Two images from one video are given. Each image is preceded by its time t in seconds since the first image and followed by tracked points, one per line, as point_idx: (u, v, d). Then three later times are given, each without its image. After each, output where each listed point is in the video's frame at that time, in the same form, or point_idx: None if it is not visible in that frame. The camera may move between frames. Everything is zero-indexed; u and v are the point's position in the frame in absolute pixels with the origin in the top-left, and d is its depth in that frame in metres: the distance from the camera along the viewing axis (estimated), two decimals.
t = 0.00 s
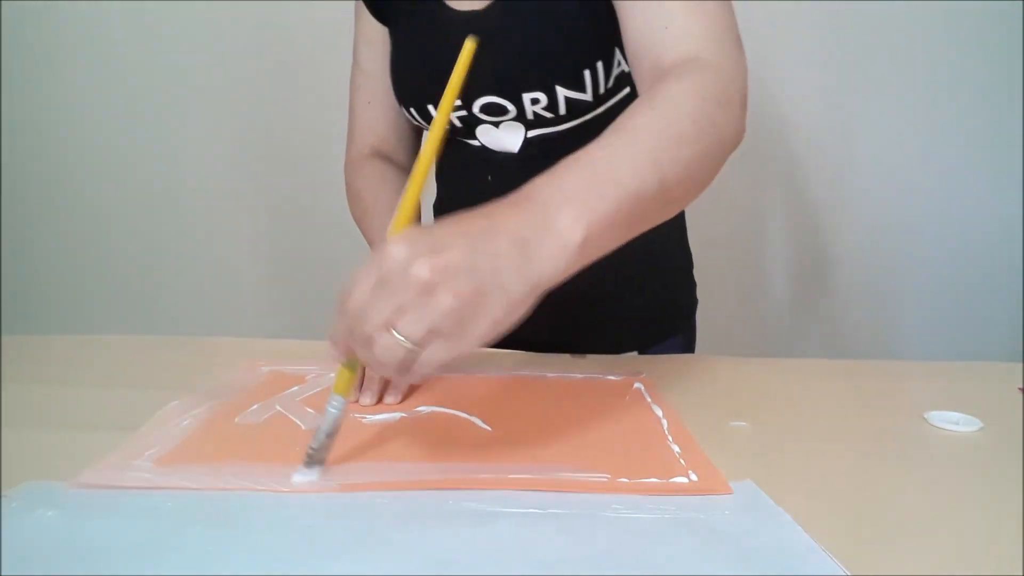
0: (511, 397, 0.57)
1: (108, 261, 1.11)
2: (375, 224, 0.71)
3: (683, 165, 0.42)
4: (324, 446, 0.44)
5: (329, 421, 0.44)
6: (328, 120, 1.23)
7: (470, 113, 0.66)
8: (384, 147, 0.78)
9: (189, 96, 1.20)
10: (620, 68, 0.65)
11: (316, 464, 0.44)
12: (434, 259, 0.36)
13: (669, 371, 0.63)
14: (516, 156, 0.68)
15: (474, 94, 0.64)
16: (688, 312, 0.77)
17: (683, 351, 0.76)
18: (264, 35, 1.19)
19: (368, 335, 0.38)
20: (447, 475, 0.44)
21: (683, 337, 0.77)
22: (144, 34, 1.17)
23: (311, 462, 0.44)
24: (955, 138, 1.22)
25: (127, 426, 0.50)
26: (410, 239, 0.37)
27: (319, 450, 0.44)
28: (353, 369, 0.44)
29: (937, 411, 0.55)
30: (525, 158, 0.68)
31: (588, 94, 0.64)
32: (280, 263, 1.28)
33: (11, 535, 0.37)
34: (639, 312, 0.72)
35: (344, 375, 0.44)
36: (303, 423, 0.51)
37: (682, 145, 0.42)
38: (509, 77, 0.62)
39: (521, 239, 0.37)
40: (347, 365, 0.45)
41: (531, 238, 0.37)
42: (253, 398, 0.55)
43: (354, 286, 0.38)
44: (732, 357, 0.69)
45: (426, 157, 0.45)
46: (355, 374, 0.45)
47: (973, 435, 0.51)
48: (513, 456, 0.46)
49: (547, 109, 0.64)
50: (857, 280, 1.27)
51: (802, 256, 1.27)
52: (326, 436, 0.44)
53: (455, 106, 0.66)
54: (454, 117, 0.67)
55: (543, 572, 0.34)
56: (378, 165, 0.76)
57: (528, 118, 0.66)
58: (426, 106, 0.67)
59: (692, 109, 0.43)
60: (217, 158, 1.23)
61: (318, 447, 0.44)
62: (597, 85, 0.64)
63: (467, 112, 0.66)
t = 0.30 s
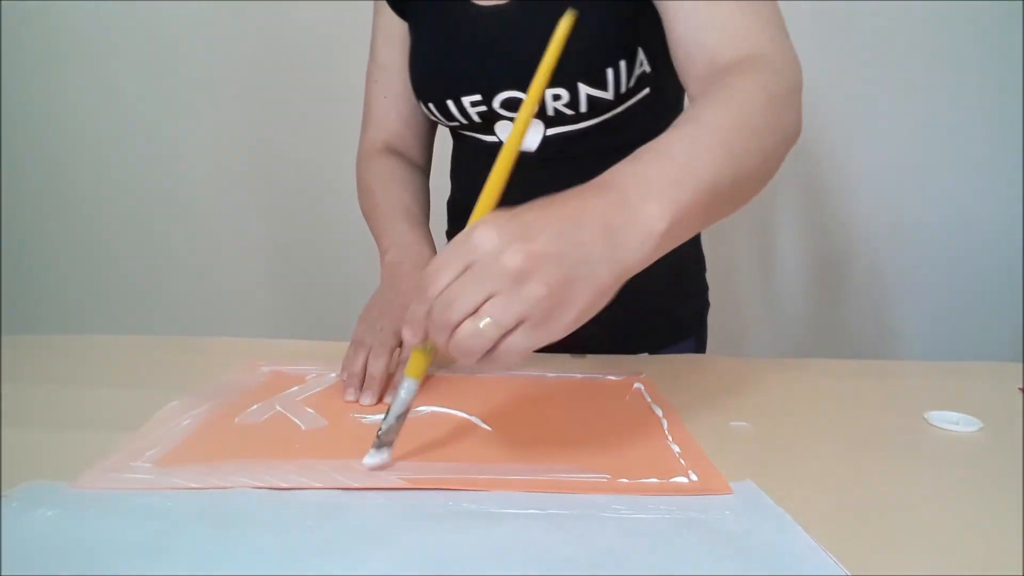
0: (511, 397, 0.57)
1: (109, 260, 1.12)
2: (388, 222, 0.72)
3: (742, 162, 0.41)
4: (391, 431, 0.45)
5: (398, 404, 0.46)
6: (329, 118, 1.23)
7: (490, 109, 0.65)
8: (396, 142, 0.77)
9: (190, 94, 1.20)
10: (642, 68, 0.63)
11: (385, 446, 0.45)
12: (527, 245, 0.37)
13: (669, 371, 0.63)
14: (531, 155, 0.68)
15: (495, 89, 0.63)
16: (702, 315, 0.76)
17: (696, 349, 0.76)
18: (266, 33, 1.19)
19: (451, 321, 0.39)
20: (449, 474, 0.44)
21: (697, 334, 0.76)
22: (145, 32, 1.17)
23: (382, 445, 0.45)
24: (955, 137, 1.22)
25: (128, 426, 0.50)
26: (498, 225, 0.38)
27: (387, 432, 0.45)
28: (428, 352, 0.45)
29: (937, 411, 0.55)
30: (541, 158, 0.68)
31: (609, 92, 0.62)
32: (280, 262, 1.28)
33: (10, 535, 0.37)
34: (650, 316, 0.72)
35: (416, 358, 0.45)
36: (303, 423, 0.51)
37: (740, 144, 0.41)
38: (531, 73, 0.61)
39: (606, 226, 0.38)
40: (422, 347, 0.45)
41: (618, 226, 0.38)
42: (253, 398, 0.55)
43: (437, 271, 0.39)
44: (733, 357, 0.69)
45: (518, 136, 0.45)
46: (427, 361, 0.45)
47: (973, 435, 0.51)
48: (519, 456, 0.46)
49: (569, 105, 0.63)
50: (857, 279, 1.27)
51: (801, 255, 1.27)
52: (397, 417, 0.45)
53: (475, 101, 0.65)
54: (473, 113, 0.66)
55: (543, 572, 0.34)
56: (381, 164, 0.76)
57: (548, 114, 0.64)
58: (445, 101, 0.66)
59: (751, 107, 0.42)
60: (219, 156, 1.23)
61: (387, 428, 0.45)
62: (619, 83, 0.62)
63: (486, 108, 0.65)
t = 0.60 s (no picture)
0: (511, 396, 0.57)
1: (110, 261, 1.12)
2: (393, 222, 0.72)
3: (805, 153, 0.40)
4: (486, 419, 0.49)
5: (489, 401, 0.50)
6: (330, 118, 1.23)
7: (504, 104, 0.66)
8: (405, 138, 0.78)
9: (191, 94, 1.20)
10: (659, 66, 0.63)
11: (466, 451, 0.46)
12: (629, 240, 0.34)
13: (669, 370, 0.63)
14: (544, 152, 0.68)
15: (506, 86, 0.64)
16: (710, 311, 0.76)
17: (703, 350, 0.76)
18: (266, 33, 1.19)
19: (551, 323, 0.36)
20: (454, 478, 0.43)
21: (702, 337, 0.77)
22: (145, 31, 1.17)
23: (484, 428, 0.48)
24: (956, 138, 1.22)
25: (128, 426, 0.50)
26: (595, 220, 0.35)
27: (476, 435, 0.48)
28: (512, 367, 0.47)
29: (937, 411, 0.55)
30: (553, 154, 0.68)
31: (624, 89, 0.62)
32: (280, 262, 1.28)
33: (11, 535, 0.37)
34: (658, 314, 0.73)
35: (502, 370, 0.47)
36: (303, 423, 0.51)
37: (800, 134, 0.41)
38: (548, 67, 0.62)
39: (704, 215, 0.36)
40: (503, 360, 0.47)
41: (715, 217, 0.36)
42: (253, 398, 0.55)
43: (526, 273, 0.36)
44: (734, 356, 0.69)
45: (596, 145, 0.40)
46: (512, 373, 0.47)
47: (973, 435, 0.51)
48: (528, 457, 0.46)
49: (584, 101, 0.64)
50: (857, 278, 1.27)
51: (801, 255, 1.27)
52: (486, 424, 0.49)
53: (490, 96, 0.66)
54: (487, 107, 0.67)
55: (544, 572, 0.34)
56: (385, 162, 0.76)
57: (562, 110, 0.65)
58: (460, 96, 0.67)
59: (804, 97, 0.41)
60: (220, 156, 1.23)
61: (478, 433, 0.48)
62: (635, 81, 0.62)
63: (500, 102, 0.66)
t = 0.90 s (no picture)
0: (511, 395, 0.57)
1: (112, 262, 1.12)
2: (392, 220, 0.72)
3: (843, 155, 0.41)
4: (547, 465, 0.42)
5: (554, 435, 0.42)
6: (330, 117, 1.23)
7: (518, 103, 0.66)
8: (409, 131, 0.78)
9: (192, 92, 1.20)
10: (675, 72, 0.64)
11: (539, 484, 0.41)
12: (688, 250, 0.36)
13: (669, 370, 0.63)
14: (556, 153, 0.68)
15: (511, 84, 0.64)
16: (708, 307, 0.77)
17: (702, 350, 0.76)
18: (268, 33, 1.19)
19: (618, 340, 0.37)
20: (452, 482, 0.43)
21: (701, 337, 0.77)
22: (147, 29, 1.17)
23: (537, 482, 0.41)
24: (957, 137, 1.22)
25: (128, 427, 0.50)
26: (650, 237, 0.37)
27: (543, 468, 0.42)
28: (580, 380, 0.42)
29: (936, 411, 0.55)
30: (564, 155, 0.68)
31: (639, 93, 0.64)
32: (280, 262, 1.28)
33: (12, 536, 0.37)
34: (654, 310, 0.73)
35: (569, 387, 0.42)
36: (303, 423, 0.51)
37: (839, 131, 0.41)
38: (566, 68, 0.62)
39: (760, 223, 0.37)
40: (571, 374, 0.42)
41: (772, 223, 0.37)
42: (253, 398, 0.55)
43: (588, 291, 0.37)
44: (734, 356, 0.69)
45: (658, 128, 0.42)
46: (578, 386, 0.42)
47: (973, 435, 0.51)
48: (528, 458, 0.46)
49: (599, 103, 0.64)
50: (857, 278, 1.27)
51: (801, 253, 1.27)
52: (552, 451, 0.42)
53: (504, 95, 0.65)
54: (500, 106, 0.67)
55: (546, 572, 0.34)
56: (387, 158, 0.75)
57: (576, 112, 0.65)
58: (473, 93, 0.67)
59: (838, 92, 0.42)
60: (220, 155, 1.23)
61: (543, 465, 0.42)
62: (649, 85, 0.63)
63: (514, 102, 0.66)
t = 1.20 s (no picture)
0: (510, 395, 0.57)
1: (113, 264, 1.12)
2: (417, 224, 0.71)
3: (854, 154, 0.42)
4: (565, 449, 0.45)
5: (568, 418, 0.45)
6: (332, 117, 1.22)
7: (531, 98, 0.66)
8: (425, 132, 0.77)
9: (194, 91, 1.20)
10: (684, 71, 0.65)
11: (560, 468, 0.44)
12: (702, 257, 0.35)
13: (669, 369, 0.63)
14: (564, 150, 0.68)
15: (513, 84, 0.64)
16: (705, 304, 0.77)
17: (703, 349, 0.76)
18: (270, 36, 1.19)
19: (632, 343, 0.36)
20: (452, 480, 0.43)
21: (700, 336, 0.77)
22: (149, 28, 1.17)
23: (553, 464, 0.44)
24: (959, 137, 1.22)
25: (128, 427, 0.50)
26: (663, 242, 0.36)
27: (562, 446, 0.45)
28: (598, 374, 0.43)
29: (937, 411, 0.55)
30: (574, 152, 0.68)
31: (651, 91, 0.64)
32: (279, 262, 1.28)
33: (13, 536, 0.37)
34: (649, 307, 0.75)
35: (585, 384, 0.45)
36: (304, 423, 0.51)
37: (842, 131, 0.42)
38: (582, 63, 0.63)
39: (766, 231, 0.37)
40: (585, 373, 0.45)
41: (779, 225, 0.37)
42: (253, 398, 0.55)
43: (603, 295, 0.36)
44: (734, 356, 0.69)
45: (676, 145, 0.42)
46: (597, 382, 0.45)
47: (974, 436, 0.51)
48: (529, 457, 0.46)
49: (613, 100, 0.64)
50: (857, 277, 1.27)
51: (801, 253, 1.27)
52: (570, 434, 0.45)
53: (518, 89, 0.65)
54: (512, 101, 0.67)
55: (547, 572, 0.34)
56: (406, 159, 0.75)
57: (589, 108, 0.65)
58: (485, 86, 0.67)
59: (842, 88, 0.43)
60: (221, 155, 1.23)
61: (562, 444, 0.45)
62: (662, 83, 0.64)
63: (528, 96, 0.66)
